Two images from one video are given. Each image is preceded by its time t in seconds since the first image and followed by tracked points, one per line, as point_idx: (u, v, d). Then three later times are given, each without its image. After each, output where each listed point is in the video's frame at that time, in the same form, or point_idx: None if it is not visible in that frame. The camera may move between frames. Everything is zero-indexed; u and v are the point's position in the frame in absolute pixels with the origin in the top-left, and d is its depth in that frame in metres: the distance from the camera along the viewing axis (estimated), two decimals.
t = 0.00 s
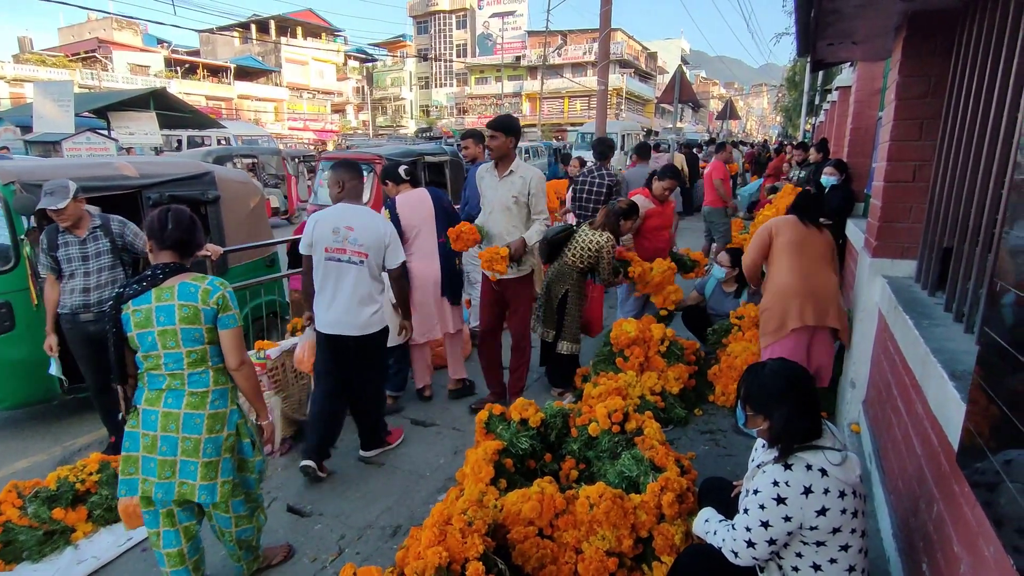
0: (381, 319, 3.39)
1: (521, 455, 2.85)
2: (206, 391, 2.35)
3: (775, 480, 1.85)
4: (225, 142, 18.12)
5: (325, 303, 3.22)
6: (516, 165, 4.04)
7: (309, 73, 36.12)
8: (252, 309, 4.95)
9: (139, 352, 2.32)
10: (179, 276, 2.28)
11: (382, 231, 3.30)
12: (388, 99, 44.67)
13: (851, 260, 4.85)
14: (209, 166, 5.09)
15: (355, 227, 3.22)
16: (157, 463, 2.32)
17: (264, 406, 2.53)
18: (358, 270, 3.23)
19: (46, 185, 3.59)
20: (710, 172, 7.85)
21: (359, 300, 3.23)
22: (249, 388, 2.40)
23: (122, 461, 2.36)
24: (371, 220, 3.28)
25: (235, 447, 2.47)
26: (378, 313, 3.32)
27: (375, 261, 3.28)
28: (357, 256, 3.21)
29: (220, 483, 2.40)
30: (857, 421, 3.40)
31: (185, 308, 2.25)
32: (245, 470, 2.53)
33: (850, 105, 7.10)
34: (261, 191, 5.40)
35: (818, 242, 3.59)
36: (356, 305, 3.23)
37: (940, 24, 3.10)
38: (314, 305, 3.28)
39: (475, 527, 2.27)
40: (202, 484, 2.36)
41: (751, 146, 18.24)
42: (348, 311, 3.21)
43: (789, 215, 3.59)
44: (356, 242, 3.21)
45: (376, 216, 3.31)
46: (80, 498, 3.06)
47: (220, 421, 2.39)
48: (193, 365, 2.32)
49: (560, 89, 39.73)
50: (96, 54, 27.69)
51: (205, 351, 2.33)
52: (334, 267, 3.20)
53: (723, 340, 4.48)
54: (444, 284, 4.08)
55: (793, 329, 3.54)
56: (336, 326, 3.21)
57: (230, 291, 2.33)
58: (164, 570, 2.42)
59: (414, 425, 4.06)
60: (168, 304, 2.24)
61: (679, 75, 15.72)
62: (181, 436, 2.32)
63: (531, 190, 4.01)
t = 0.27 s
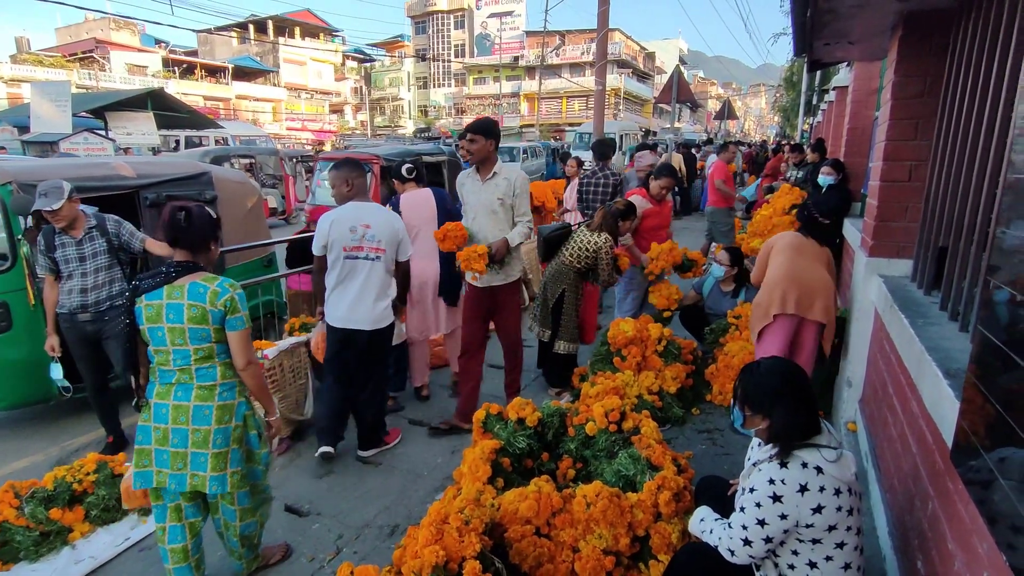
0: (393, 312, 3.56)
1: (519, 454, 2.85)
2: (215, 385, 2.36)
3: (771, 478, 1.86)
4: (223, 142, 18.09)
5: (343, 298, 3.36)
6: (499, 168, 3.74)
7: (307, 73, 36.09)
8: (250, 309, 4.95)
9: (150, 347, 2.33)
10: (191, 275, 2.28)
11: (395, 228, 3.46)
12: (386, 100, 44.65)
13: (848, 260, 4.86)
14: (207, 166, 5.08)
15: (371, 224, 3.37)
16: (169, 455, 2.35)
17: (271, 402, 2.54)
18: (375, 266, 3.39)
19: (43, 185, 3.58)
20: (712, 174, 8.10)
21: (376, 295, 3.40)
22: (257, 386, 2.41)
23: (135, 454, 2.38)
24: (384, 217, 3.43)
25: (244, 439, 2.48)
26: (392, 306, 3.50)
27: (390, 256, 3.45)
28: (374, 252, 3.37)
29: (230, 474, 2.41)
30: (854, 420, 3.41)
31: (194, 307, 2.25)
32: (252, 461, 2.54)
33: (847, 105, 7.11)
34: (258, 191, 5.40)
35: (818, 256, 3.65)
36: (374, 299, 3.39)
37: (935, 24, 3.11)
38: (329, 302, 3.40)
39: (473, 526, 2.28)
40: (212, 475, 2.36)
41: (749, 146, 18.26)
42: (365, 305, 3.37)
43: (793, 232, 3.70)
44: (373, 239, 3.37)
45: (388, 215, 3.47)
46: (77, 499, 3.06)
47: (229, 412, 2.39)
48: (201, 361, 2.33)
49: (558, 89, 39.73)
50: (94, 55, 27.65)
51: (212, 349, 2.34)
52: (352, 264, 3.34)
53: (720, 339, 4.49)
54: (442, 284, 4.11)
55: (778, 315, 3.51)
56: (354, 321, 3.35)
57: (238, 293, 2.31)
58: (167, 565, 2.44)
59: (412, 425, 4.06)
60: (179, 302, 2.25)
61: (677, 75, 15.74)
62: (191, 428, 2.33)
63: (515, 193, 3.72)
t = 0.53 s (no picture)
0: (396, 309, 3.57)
1: (517, 452, 2.85)
2: (230, 378, 2.37)
3: (769, 475, 1.86)
4: (223, 142, 18.10)
5: (347, 294, 3.39)
6: (477, 166, 3.69)
7: (307, 73, 36.09)
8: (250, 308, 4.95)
9: (171, 336, 2.35)
10: (220, 273, 2.28)
11: (398, 224, 3.47)
12: (385, 100, 44.66)
13: (846, 259, 4.86)
14: (206, 165, 5.09)
15: (374, 221, 3.39)
16: (185, 442, 2.38)
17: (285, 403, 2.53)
18: (378, 262, 3.41)
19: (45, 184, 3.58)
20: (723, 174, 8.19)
21: (378, 291, 3.42)
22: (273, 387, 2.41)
23: (156, 438, 2.42)
24: (387, 214, 3.44)
25: (256, 431, 2.49)
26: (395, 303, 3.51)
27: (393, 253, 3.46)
28: (377, 249, 3.39)
29: (242, 463, 2.43)
30: (852, 418, 3.41)
31: (217, 305, 2.26)
32: (262, 453, 2.55)
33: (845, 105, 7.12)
34: (258, 190, 5.40)
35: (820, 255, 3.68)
36: (377, 296, 3.41)
37: (932, 24, 3.12)
38: (333, 298, 3.44)
39: (471, 523, 2.28)
40: (224, 463, 2.39)
41: (747, 146, 18.28)
42: (369, 302, 3.40)
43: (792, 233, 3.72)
44: (375, 236, 3.38)
45: (390, 211, 3.48)
46: (76, 498, 3.07)
47: (243, 404, 2.41)
48: (219, 355, 2.34)
49: (557, 90, 39.74)
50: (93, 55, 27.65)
51: (230, 345, 2.34)
52: (355, 261, 3.37)
53: (719, 338, 4.49)
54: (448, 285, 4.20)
55: (777, 310, 3.51)
56: (357, 317, 3.38)
57: (262, 297, 2.31)
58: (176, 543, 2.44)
59: (410, 424, 4.06)
60: (203, 298, 2.26)
61: (676, 76, 15.75)
62: (205, 418, 2.36)
63: (495, 190, 3.67)
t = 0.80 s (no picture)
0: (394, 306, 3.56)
1: (517, 452, 2.85)
2: (241, 371, 2.44)
3: (768, 473, 1.86)
4: (223, 143, 18.11)
5: (341, 292, 3.45)
6: (462, 165, 3.57)
7: (307, 74, 36.11)
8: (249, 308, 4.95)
9: (188, 326, 2.44)
10: (241, 269, 2.37)
11: (388, 222, 3.42)
12: (385, 100, 44.68)
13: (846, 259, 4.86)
14: (205, 165, 5.09)
15: (363, 221, 3.38)
16: (197, 429, 2.47)
17: (296, 401, 2.57)
18: (368, 261, 3.40)
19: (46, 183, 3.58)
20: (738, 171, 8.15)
21: (370, 289, 3.41)
22: (284, 386, 2.46)
23: (171, 422, 2.55)
24: (377, 213, 3.41)
25: (262, 424, 2.57)
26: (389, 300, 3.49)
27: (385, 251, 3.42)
28: (367, 248, 3.38)
29: (247, 456, 2.49)
30: (852, 417, 3.40)
31: (235, 301, 2.34)
32: (269, 446, 2.62)
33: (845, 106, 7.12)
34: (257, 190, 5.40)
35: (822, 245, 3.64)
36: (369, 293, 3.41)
37: (932, 22, 3.13)
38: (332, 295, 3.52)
39: (471, 522, 2.29)
40: (230, 454, 2.46)
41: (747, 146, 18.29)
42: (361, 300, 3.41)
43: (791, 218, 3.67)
44: (364, 236, 3.37)
45: (382, 209, 3.44)
46: (75, 497, 3.06)
47: (251, 398, 2.48)
48: (233, 348, 2.42)
49: (557, 90, 39.77)
50: (93, 55, 27.66)
51: (245, 340, 2.42)
52: (347, 259, 3.40)
53: (718, 337, 4.49)
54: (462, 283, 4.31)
55: (781, 314, 3.57)
56: (353, 314, 3.42)
57: (280, 295, 2.40)
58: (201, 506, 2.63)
59: (410, 423, 4.06)
60: (222, 293, 2.34)
61: (676, 76, 15.76)
62: (215, 409, 2.44)
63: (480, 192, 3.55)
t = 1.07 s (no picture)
0: (390, 304, 3.57)
1: (516, 452, 2.85)
2: (246, 364, 2.51)
3: (765, 473, 1.86)
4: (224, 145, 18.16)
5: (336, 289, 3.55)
6: (448, 168, 3.44)
7: (308, 76, 36.18)
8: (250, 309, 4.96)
9: (198, 321, 2.53)
10: (248, 265, 2.47)
11: (376, 220, 3.45)
12: (387, 103, 44.76)
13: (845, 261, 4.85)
14: (206, 166, 5.10)
15: (352, 219, 3.45)
16: (202, 420, 2.54)
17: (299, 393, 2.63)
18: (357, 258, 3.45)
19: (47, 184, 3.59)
20: (749, 172, 8.14)
21: (360, 286, 3.45)
22: (289, 377, 2.54)
23: (178, 414, 2.61)
24: (366, 211, 3.46)
25: (266, 419, 2.61)
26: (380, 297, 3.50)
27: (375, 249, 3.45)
28: (355, 246, 3.44)
29: (248, 448, 2.52)
30: (851, 418, 3.40)
31: (243, 294, 2.43)
32: (272, 442, 2.65)
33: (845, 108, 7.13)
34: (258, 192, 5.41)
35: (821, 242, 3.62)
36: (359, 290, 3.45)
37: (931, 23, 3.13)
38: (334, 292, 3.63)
39: (469, 522, 2.29)
40: (231, 445, 2.50)
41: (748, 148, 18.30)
42: (353, 296, 3.47)
43: (786, 213, 3.66)
44: (354, 234, 3.44)
45: (372, 207, 3.49)
46: (75, 497, 3.06)
47: (255, 392, 2.53)
48: (240, 342, 2.50)
49: (558, 93, 39.82)
50: (95, 58, 27.74)
51: (252, 333, 2.51)
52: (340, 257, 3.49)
53: (718, 339, 4.49)
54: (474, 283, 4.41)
55: (786, 321, 3.58)
56: (347, 310, 3.50)
57: (286, 290, 2.48)
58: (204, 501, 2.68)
59: (409, 424, 4.07)
60: (231, 287, 2.43)
61: (676, 78, 15.78)
62: (220, 400, 2.50)
63: (465, 197, 3.41)
